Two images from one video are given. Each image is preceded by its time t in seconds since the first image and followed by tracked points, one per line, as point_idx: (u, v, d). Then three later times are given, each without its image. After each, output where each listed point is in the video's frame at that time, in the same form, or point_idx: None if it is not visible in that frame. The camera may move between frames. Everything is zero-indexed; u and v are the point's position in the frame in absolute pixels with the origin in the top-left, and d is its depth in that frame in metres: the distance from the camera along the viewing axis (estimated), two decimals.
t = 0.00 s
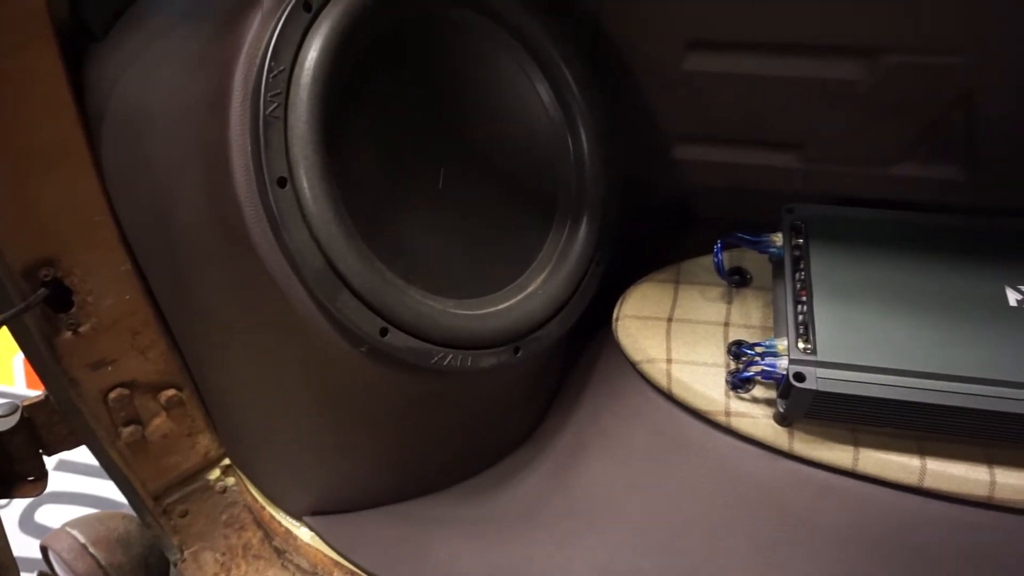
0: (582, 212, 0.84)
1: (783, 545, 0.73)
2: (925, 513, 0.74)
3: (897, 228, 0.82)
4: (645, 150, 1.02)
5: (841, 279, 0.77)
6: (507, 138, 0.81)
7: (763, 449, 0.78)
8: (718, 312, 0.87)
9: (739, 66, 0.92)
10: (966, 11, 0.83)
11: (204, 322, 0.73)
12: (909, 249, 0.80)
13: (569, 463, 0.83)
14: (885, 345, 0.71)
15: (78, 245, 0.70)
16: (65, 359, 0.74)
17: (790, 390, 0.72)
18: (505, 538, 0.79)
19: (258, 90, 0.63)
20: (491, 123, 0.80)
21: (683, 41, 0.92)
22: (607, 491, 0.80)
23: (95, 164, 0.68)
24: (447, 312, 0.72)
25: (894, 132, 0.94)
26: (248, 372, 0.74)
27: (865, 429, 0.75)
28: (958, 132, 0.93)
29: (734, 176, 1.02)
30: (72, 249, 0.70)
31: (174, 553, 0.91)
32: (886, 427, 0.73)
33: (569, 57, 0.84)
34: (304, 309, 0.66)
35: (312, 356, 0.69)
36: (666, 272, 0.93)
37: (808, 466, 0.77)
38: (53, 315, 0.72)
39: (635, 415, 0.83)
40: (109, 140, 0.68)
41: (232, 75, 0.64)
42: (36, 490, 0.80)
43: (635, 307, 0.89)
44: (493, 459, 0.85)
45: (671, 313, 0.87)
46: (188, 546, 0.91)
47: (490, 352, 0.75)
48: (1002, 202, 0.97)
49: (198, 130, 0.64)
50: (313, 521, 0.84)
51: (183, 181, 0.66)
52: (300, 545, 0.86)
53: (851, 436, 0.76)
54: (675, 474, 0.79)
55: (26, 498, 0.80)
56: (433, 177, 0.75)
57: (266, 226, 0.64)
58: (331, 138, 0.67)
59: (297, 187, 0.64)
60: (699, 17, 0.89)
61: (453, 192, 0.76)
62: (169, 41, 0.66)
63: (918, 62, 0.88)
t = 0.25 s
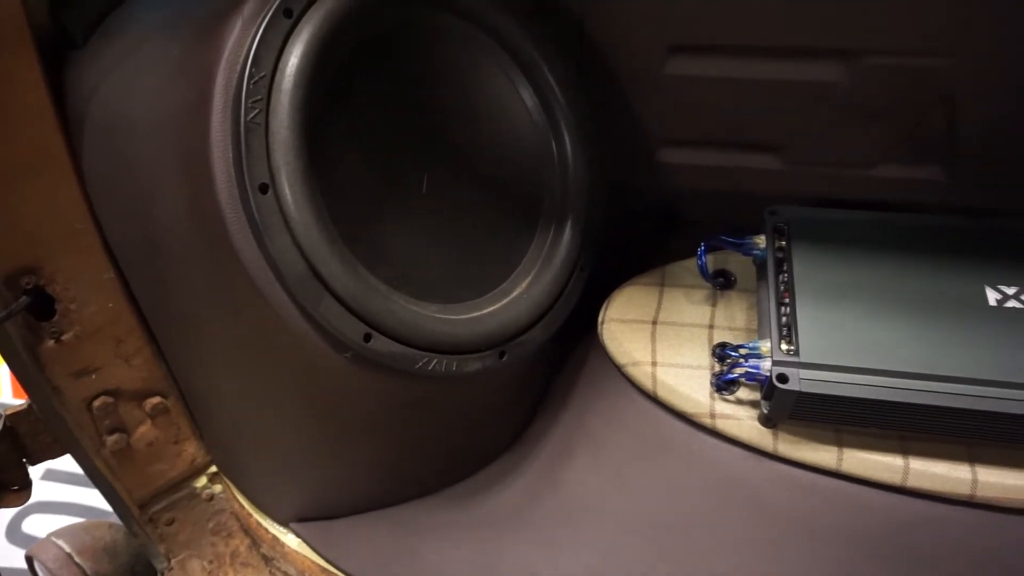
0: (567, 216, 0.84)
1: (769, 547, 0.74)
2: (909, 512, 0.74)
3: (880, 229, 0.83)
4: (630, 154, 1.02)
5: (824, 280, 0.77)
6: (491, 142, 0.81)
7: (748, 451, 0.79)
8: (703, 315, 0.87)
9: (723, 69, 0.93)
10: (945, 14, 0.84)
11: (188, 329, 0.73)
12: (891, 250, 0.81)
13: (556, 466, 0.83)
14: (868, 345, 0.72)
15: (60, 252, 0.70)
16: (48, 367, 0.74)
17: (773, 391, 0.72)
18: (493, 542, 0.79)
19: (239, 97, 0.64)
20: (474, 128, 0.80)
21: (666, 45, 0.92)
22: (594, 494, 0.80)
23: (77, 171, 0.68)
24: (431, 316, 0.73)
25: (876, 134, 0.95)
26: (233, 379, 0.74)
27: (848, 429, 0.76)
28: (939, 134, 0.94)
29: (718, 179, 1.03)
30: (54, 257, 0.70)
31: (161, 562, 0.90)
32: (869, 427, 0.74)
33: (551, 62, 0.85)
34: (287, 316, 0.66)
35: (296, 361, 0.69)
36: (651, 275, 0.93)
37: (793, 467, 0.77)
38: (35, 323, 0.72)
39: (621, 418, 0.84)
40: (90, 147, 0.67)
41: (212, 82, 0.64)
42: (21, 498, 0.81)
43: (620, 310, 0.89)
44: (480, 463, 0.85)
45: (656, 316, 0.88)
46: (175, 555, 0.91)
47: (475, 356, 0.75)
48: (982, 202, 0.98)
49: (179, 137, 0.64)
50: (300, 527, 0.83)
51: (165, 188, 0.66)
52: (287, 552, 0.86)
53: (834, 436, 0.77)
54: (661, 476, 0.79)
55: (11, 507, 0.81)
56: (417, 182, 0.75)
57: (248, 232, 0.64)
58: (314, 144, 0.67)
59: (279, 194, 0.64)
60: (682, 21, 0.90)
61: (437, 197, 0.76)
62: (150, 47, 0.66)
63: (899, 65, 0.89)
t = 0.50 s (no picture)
0: (550, 220, 0.84)
1: (754, 549, 0.74)
2: (893, 513, 0.75)
3: (862, 231, 0.83)
4: (615, 158, 1.03)
5: (806, 281, 0.78)
6: (474, 146, 0.81)
7: (733, 453, 0.79)
8: (687, 317, 0.87)
9: (706, 72, 0.93)
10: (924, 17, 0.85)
11: (170, 336, 0.72)
12: (873, 251, 0.81)
13: (542, 470, 0.83)
14: (849, 347, 0.72)
15: (39, 259, 0.69)
16: (27, 375, 0.74)
17: (756, 393, 0.73)
18: (479, 547, 0.79)
19: (217, 103, 0.64)
20: (457, 132, 0.80)
21: (649, 48, 0.92)
22: (579, 498, 0.80)
23: (55, 177, 0.67)
24: (414, 321, 0.72)
25: (858, 136, 0.95)
26: (215, 386, 0.73)
27: (832, 430, 0.76)
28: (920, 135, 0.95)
29: (703, 182, 1.03)
30: (33, 264, 0.69)
31: (146, 568, 0.89)
32: (852, 427, 0.74)
33: (534, 66, 0.85)
34: (268, 321, 0.66)
35: (278, 368, 0.69)
36: (635, 277, 0.93)
37: (777, 468, 0.77)
38: (14, 331, 0.71)
39: (606, 421, 0.84)
40: (69, 153, 0.67)
41: (190, 88, 0.64)
42: None
43: (604, 313, 0.89)
44: (466, 468, 0.85)
45: (640, 319, 0.88)
46: (160, 563, 0.91)
47: (459, 361, 0.75)
48: (963, 203, 0.99)
49: (157, 143, 0.64)
50: (285, 534, 0.83)
51: (145, 195, 0.65)
52: (273, 559, 0.85)
53: (818, 437, 0.77)
54: (647, 478, 0.79)
55: None
56: (399, 186, 0.75)
57: (227, 238, 0.64)
58: (294, 150, 0.67)
59: (258, 200, 0.64)
60: (665, 24, 0.90)
61: (420, 202, 0.76)
62: (128, 53, 0.65)
63: (880, 67, 0.90)
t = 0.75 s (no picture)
0: (535, 222, 0.84)
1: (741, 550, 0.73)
2: (877, 513, 0.75)
3: (845, 231, 0.83)
4: (599, 160, 1.03)
5: (789, 282, 0.78)
6: (456, 150, 0.81)
7: (718, 454, 0.79)
8: (671, 319, 0.87)
9: (689, 74, 0.93)
10: (905, 18, 0.85)
11: (151, 342, 0.71)
12: (855, 251, 0.81)
13: (528, 474, 0.83)
14: (832, 347, 0.72)
15: (17, 267, 0.69)
16: (6, 384, 0.73)
17: (740, 395, 0.73)
18: (465, 552, 0.78)
19: (195, 108, 0.63)
20: (439, 136, 0.79)
21: (632, 50, 0.92)
22: (565, 501, 0.79)
23: (30, 183, 0.67)
24: (396, 326, 0.72)
25: (841, 137, 0.96)
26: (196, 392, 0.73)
27: (816, 431, 0.76)
28: (902, 136, 0.95)
29: (687, 183, 1.03)
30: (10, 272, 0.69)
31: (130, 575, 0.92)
32: (835, 428, 0.74)
33: (516, 69, 0.84)
34: (249, 328, 0.66)
35: (259, 374, 0.68)
36: (619, 280, 0.93)
37: (762, 470, 0.77)
38: None
39: (591, 424, 0.83)
40: (45, 159, 0.66)
41: (167, 94, 0.64)
42: None
43: (588, 316, 0.89)
44: (451, 472, 0.84)
45: (625, 321, 0.88)
46: (145, 569, 0.92)
47: (443, 365, 0.74)
48: (945, 203, 0.99)
49: (135, 149, 0.64)
50: (269, 541, 0.82)
51: (123, 200, 0.65)
52: (257, 566, 0.84)
53: (802, 438, 0.77)
54: (632, 481, 0.79)
55: None
56: (381, 190, 0.75)
57: (206, 244, 0.63)
58: (273, 154, 0.67)
59: (237, 206, 0.63)
60: (647, 27, 0.90)
61: (402, 205, 0.76)
62: (104, 59, 0.65)
63: (862, 68, 0.90)
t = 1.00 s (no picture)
0: (517, 225, 0.84)
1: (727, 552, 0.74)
2: (862, 512, 0.75)
3: (827, 232, 0.83)
4: (583, 161, 1.03)
5: (772, 283, 0.78)
6: (439, 153, 0.80)
7: (703, 456, 0.79)
8: (655, 321, 0.87)
9: (671, 76, 0.93)
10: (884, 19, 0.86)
11: (132, 350, 0.71)
12: (838, 252, 0.81)
13: (513, 477, 0.83)
14: (815, 348, 0.72)
15: None
16: None
17: (724, 397, 0.73)
18: (451, 557, 0.78)
19: (171, 114, 0.63)
20: (421, 140, 0.79)
21: (615, 52, 0.92)
22: (551, 505, 0.79)
23: (6, 193, 0.67)
24: (379, 331, 0.72)
25: (823, 137, 0.96)
26: (178, 400, 0.72)
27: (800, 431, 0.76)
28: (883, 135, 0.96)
29: (671, 184, 1.03)
30: None
31: None
32: (819, 429, 0.74)
33: (497, 72, 0.84)
34: (229, 335, 0.65)
35: (241, 382, 0.68)
36: (603, 282, 0.93)
37: (747, 471, 0.77)
38: None
39: (577, 428, 0.83)
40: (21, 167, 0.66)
41: (144, 99, 0.63)
42: None
43: (573, 318, 0.89)
44: (437, 477, 0.84)
45: (609, 323, 0.88)
46: None
47: (426, 370, 0.74)
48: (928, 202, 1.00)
49: (112, 156, 0.63)
50: (255, 548, 0.82)
51: (102, 208, 0.64)
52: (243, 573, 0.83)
53: (787, 439, 0.77)
54: (618, 484, 0.79)
55: None
56: (363, 195, 0.74)
57: (185, 252, 0.63)
58: (253, 160, 0.66)
59: (216, 213, 0.63)
60: (629, 28, 0.90)
61: (384, 210, 0.76)
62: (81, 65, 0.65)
63: (843, 68, 0.90)
